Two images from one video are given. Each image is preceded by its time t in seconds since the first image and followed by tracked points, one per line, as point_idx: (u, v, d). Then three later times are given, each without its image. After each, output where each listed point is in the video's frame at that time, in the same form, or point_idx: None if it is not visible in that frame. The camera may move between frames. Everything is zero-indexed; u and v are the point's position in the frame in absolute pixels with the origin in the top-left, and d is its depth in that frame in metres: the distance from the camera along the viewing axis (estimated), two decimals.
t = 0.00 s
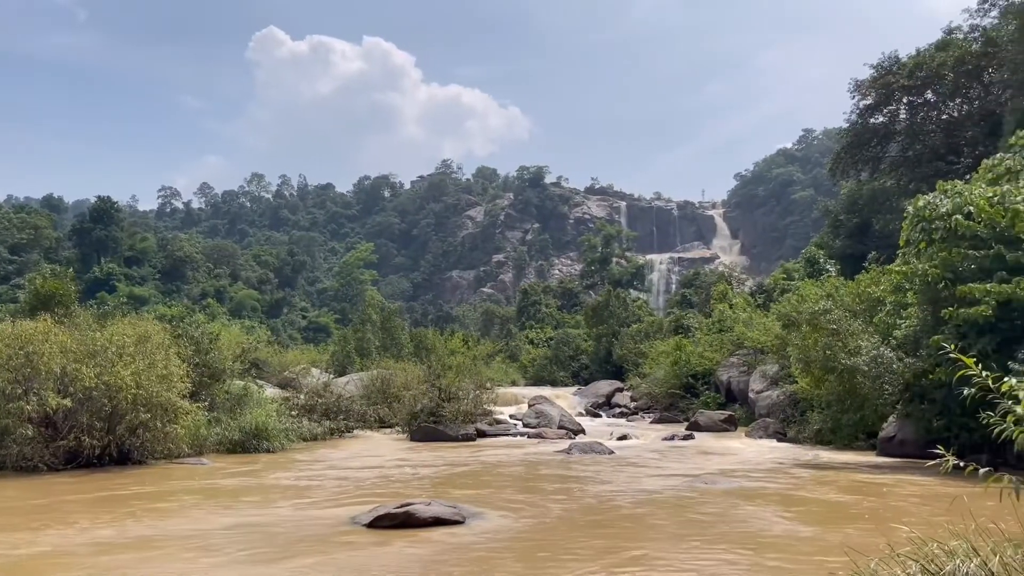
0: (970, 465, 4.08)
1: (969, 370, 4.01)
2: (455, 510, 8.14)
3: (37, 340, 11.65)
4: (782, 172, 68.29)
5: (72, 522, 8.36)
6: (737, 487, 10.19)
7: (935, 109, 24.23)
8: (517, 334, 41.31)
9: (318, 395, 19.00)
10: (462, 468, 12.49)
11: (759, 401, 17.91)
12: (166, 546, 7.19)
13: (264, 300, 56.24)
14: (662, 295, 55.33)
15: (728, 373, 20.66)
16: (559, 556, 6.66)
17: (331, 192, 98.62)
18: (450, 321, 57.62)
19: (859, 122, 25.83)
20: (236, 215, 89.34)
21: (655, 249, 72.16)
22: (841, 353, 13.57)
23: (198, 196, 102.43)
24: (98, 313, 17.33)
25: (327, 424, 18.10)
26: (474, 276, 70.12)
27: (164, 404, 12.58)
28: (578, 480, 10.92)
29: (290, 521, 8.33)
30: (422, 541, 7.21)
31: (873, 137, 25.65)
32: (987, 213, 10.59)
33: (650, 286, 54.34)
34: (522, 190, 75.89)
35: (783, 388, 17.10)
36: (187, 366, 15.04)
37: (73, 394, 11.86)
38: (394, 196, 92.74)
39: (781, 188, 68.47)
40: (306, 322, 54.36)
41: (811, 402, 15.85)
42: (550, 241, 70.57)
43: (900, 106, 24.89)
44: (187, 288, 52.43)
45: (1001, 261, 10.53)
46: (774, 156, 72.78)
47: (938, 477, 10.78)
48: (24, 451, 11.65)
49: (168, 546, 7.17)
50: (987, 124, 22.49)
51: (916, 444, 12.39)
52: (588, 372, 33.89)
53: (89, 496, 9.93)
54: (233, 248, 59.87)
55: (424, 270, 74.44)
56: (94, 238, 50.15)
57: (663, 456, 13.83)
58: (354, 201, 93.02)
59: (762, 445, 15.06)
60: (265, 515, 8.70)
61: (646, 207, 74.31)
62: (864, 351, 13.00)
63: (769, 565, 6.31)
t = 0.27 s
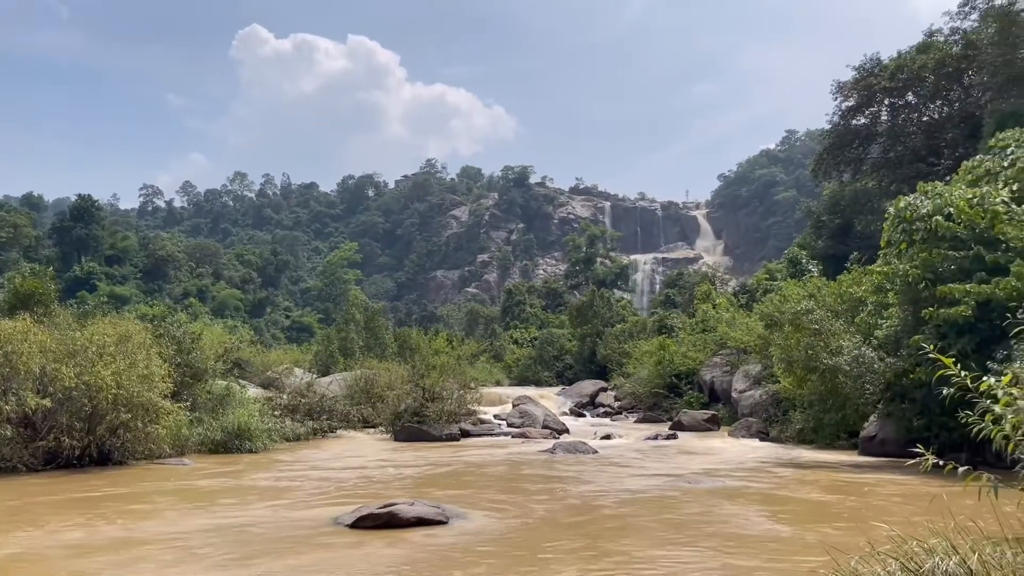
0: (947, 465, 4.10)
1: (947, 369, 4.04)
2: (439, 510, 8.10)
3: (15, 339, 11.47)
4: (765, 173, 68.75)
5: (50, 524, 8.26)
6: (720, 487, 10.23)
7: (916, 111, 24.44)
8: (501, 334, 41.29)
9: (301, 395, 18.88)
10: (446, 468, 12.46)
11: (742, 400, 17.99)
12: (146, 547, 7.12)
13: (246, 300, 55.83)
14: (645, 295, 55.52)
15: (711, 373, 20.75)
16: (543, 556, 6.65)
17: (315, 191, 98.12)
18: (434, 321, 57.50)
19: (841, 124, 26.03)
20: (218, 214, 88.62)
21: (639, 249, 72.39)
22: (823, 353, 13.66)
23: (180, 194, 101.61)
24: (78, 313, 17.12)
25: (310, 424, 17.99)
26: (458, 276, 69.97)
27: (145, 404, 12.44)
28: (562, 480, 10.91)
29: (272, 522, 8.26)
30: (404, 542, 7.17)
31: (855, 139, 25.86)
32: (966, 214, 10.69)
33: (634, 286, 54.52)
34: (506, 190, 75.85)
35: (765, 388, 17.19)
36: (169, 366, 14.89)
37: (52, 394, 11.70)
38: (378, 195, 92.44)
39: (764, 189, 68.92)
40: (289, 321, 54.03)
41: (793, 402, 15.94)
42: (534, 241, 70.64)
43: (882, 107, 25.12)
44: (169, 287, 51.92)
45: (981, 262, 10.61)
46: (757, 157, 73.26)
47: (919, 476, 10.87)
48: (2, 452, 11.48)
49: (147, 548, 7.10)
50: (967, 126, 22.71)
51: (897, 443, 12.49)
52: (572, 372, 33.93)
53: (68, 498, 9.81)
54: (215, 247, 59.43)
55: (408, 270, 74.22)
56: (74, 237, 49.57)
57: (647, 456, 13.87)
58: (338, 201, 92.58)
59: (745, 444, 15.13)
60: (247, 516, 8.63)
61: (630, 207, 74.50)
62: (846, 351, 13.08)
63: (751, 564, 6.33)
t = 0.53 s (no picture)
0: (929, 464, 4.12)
1: (927, 369, 4.07)
2: (423, 510, 8.06)
3: None
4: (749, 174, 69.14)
5: (28, 526, 8.17)
6: (703, 486, 10.25)
7: (898, 113, 24.66)
8: (486, 334, 41.27)
9: (284, 394, 18.76)
10: (429, 468, 12.42)
11: (726, 400, 18.07)
12: (125, 548, 7.04)
13: (230, 299, 55.43)
14: (630, 295, 55.71)
15: (695, 373, 20.82)
16: (525, 557, 6.64)
17: (299, 190, 97.60)
18: (419, 321, 57.36)
19: (825, 125, 26.24)
20: (202, 213, 87.91)
21: (623, 249, 72.58)
22: (806, 352, 13.75)
23: (163, 193, 100.75)
24: (59, 312, 16.91)
25: (294, 423, 17.88)
26: (443, 275, 69.83)
27: (127, 405, 12.30)
28: (545, 480, 10.90)
29: (253, 523, 8.21)
30: (385, 542, 7.14)
31: (838, 140, 26.07)
32: (947, 215, 10.86)
33: (618, 286, 54.69)
34: (491, 190, 75.80)
35: (749, 388, 17.26)
36: (150, 365, 14.73)
37: (31, 393, 11.54)
38: (363, 194, 92.12)
39: (747, 189, 69.35)
40: (273, 321, 53.70)
41: (776, 401, 16.02)
42: (519, 241, 70.67)
43: (864, 109, 25.34)
44: (152, 286, 51.39)
45: (962, 263, 10.70)
46: (741, 158, 73.70)
47: (900, 475, 10.96)
48: None
49: (127, 549, 7.03)
50: (949, 128, 22.92)
51: (879, 442, 12.60)
52: (557, 371, 33.98)
53: (48, 499, 9.69)
54: (198, 247, 58.98)
55: (393, 270, 74.01)
56: (55, 235, 48.99)
57: (631, 455, 13.90)
58: (322, 199, 92.13)
59: (729, 444, 15.19)
60: (228, 516, 8.56)
61: (615, 207, 74.66)
62: (829, 350, 13.16)
63: (734, 564, 6.34)
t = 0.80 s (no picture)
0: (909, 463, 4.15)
1: (907, 369, 4.09)
2: (408, 511, 8.03)
3: None
4: (734, 174, 69.49)
5: (8, 527, 8.06)
6: (688, 486, 10.29)
7: (881, 115, 24.87)
8: (472, 334, 41.22)
9: (269, 394, 18.64)
10: (415, 468, 12.39)
11: (710, 400, 18.14)
12: (107, 549, 6.97)
13: (214, 299, 55.00)
14: (616, 295, 55.85)
15: (680, 373, 20.89)
16: (511, 557, 6.63)
17: (284, 189, 97.06)
18: (405, 320, 57.23)
19: (809, 126, 26.44)
20: (186, 211, 87.36)
21: (609, 249, 72.71)
22: (789, 352, 13.84)
23: (146, 191, 99.92)
24: (40, 311, 16.71)
25: (278, 424, 17.77)
26: (429, 275, 69.66)
27: (109, 405, 12.17)
28: (531, 480, 10.90)
29: (237, 523, 8.15)
30: (370, 542, 7.11)
31: (822, 141, 26.28)
32: (930, 216, 10.98)
33: (604, 286, 54.82)
34: (477, 189, 75.68)
35: (733, 387, 17.34)
36: (133, 365, 14.58)
37: (12, 393, 11.39)
38: (348, 193, 91.77)
39: (732, 190, 69.71)
40: (258, 321, 53.35)
41: (760, 401, 16.10)
42: (505, 241, 70.70)
43: (848, 110, 25.53)
44: (135, 285, 50.89)
45: (944, 264, 10.80)
46: (726, 159, 74.07)
47: (883, 474, 11.04)
48: None
49: (108, 550, 6.96)
50: (931, 130, 23.11)
51: (861, 442, 12.71)
52: (543, 371, 33.99)
53: (28, 500, 9.57)
54: (182, 246, 58.48)
55: (379, 269, 73.74)
56: (37, 234, 48.41)
57: (616, 455, 13.93)
58: (308, 198, 91.72)
59: (714, 443, 15.26)
60: (212, 516, 8.50)
61: (601, 207, 74.76)
62: (812, 350, 13.25)
63: (717, 564, 6.36)
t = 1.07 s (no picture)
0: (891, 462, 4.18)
1: (891, 369, 4.11)
2: (394, 511, 8.01)
3: None
4: (720, 175, 69.81)
5: None
6: (674, 485, 10.32)
7: (865, 116, 25.03)
8: (459, 334, 41.17)
9: (254, 394, 18.53)
10: (401, 468, 12.36)
11: (696, 399, 18.20)
12: (90, 550, 6.91)
13: (199, 298, 54.60)
14: (602, 295, 55.99)
15: (666, 373, 20.97)
16: (496, 556, 6.63)
17: (270, 187, 96.54)
18: (391, 320, 57.10)
19: (794, 127, 26.61)
20: (171, 210, 86.74)
21: (596, 249, 72.84)
22: (774, 352, 13.91)
23: (130, 189, 99.07)
24: (21, 310, 16.51)
25: (263, 424, 17.67)
26: (415, 275, 69.51)
27: (92, 404, 12.05)
28: (516, 480, 10.90)
29: (222, 523, 8.10)
30: (355, 542, 7.09)
31: (808, 142, 26.45)
32: (913, 217, 11.06)
33: (590, 286, 54.92)
34: (464, 189, 75.59)
35: (718, 387, 17.41)
36: (117, 364, 14.45)
37: None
38: (334, 193, 91.40)
39: (718, 191, 70.04)
40: (243, 320, 53.03)
41: (745, 401, 16.16)
42: (492, 240, 70.68)
43: (833, 112, 25.72)
44: (118, 284, 50.37)
45: (926, 264, 10.90)
46: (712, 160, 74.37)
47: (866, 474, 11.11)
48: None
49: (90, 551, 6.90)
50: (915, 132, 23.30)
51: (846, 441, 12.79)
52: (530, 371, 34.01)
53: (9, 501, 9.46)
54: (167, 245, 57.96)
55: (365, 269, 73.48)
56: (19, 232, 47.83)
57: (602, 454, 13.96)
58: (294, 198, 91.28)
59: (699, 443, 15.31)
60: (196, 517, 8.44)
61: (588, 207, 74.85)
62: (797, 350, 13.32)
63: (701, 563, 6.36)
